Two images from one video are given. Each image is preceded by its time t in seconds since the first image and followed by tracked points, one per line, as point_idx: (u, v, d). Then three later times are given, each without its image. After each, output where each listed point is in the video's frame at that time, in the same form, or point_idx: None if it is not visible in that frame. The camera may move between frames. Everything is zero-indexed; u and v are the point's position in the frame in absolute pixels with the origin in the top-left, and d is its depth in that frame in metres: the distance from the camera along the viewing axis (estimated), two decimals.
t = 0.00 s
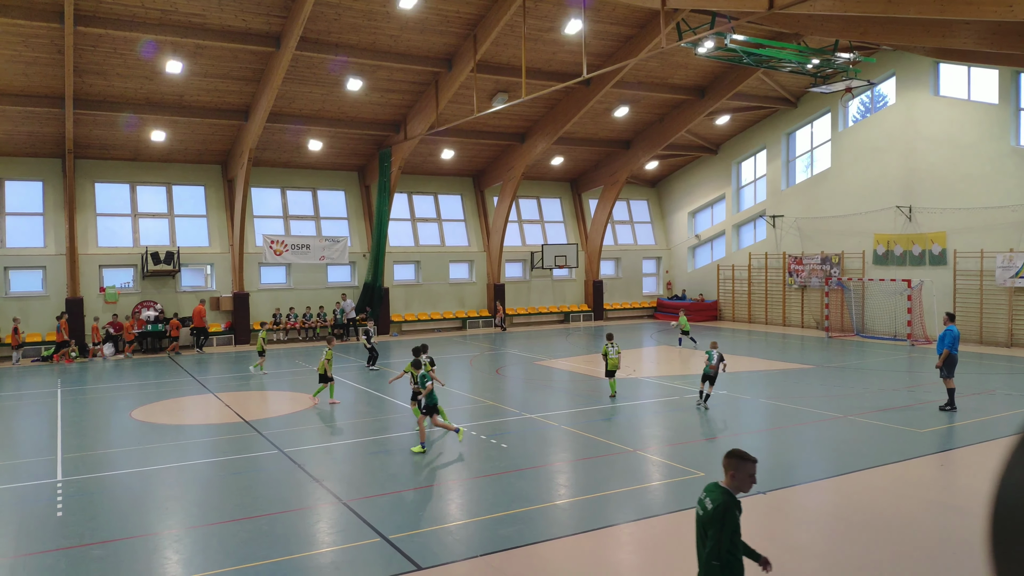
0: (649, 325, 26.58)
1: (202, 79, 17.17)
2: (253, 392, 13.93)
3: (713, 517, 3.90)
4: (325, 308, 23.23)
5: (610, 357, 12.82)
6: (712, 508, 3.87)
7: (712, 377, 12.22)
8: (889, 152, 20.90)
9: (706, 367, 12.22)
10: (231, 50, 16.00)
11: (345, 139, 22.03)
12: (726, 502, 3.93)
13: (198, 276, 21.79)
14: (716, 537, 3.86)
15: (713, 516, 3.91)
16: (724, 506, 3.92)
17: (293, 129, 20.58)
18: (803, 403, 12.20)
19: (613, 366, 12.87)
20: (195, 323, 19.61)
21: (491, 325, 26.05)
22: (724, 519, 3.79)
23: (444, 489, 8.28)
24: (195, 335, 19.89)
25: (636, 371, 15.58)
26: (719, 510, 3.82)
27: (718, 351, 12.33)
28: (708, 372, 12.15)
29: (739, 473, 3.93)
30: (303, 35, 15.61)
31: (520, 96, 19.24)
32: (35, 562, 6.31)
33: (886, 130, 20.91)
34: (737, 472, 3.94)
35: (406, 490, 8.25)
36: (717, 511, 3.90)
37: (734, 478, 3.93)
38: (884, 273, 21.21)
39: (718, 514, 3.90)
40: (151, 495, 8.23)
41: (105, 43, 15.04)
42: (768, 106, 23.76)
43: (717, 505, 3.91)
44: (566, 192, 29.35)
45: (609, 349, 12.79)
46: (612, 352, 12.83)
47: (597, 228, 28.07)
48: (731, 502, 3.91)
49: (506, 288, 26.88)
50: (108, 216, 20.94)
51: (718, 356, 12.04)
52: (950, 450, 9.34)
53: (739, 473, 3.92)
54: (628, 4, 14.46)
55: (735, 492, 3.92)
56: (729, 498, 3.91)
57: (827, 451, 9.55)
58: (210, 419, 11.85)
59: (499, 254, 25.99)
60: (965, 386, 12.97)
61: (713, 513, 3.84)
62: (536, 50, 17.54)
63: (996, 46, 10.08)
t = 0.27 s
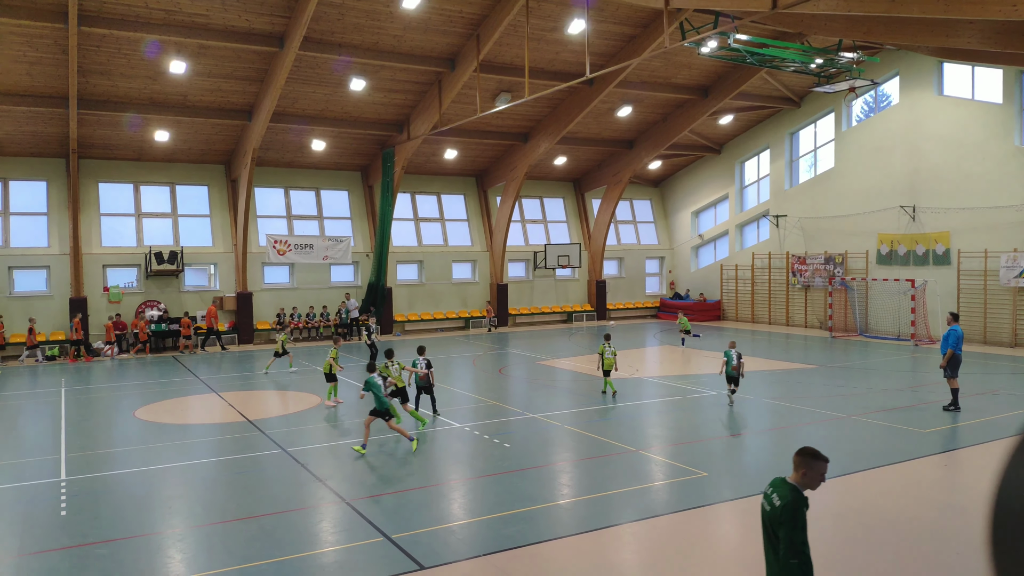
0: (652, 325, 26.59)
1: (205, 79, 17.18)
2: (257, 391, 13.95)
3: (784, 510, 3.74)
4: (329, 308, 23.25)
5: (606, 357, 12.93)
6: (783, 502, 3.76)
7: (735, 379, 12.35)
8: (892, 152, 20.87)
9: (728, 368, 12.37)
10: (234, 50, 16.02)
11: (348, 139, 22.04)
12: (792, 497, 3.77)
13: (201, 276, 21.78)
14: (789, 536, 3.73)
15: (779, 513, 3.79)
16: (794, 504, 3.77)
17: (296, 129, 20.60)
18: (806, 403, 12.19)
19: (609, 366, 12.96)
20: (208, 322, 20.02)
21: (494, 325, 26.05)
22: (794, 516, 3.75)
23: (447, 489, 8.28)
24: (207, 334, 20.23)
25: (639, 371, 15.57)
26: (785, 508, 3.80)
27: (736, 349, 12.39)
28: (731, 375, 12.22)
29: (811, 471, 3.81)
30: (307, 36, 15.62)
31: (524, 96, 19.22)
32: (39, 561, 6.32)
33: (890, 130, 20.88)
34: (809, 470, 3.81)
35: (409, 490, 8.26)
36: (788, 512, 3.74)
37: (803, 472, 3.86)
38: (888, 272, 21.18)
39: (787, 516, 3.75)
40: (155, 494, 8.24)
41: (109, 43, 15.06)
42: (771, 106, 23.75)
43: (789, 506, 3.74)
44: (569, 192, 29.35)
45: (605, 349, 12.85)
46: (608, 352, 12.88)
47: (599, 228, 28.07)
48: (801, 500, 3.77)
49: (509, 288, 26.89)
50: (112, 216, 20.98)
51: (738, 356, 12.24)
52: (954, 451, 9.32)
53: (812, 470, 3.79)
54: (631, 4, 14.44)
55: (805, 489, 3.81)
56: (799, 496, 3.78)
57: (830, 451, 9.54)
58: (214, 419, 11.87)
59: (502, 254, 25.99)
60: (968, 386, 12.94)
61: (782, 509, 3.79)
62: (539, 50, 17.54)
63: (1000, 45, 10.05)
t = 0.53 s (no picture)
0: (655, 326, 26.58)
1: (209, 79, 17.22)
2: (260, 392, 13.96)
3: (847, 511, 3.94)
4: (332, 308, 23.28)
5: (604, 353, 13.26)
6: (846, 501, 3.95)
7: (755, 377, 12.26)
8: (895, 153, 20.85)
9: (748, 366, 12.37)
10: (238, 51, 16.04)
11: (351, 139, 22.06)
12: (845, 486, 4.05)
13: (205, 276, 21.82)
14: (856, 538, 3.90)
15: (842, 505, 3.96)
16: (849, 489, 3.98)
17: (299, 130, 20.62)
18: (810, 404, 12.18)
19: (606, 363, 13.25)
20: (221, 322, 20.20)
21: (497, 326, 26.06)
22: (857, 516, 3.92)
23: (450, 489, 8.30)
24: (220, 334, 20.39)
25: (642, 371, 15.56)
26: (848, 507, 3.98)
27: (757, 349, 12.31)
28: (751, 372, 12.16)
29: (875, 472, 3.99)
30: (310, 37, 15.64)
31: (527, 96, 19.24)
32: (43, 560, 6.34)
33: (893, 130, 20.86)
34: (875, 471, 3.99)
35: (412, 490, 8.27)
36: (853, 499, 3.90)
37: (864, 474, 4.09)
38: (891, 273, 21.15)
39: (856, 503, 3.88)
40: (158, 495, 8.25)
41: (113, 44, 15.10)
42: (775, 106, 23.73)
43: (849, 493, 3.93)
44: (572, 192, 29.35)
45: (603, 345, 13.18)
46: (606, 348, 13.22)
47: (602, 228, 28.07)
48: (867, 497, 3.96)
49: (511, 288, 26.90)
50: (116, 216, 21.02)
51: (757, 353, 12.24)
52: (958, 452, 9.30)
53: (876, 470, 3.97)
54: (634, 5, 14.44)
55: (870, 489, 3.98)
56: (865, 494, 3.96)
57: (834, 452, 9.53)
58: (218, 419, 11.89)
59: (505, 254, 26.00)
60: (971, 387, 12.92)
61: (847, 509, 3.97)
62: (543, 50, 17.55)
63: (1005, 45, 10.01)
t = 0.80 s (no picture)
0: (658, 325, 26.56)
1: (212, 80, 17.24)
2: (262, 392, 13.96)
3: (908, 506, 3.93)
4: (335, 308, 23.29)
5: (601, 353, 13.35)
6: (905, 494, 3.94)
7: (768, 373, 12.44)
8: (898, 152, 20.81)
9: (761, 364, 12.56)
10: (241, 51, 16.05)
11: (354, 139, 22.07)
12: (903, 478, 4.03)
13: (207, 277, 21.74)
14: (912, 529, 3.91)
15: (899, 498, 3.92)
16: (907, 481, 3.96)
17: (302, 130, 20.63)
18: (813, 404, 12.16)
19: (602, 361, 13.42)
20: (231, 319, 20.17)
21: (499, 326, 26.06)
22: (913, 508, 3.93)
23: (453, 489, 8.30)
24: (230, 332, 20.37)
25: (645, 372, 15.55)
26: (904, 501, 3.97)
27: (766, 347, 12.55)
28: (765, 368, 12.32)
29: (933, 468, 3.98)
30: (313, 36, 15.66)
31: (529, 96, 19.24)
32: (46, 560, 6.35)
33: (896, 130, 20.83)
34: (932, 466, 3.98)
35: (414, 490, 8.27)
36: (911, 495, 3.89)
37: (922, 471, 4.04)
38: (894, 273, 21.12)
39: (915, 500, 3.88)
40: (162, 494, 8.27)
41: (116, 44, 15.12)
42: (777, 106, 23.70)
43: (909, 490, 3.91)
44: (575, 192, 29.33)
45: (600, 344, 13.25)
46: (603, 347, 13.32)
47: (605, 228, 28.05)
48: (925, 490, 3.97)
49: (514, 288, 26.90)
50: (119, 216, 21.06)
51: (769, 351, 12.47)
52: (962, 452, 9.28)
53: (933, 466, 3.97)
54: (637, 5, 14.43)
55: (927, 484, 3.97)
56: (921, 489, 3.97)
57: (837, 452, 9.51)
58: (221, 419, 11.90)
59: (507, 254, 26.00)
60: (975, 388, 12.89)
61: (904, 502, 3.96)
62: (545, 50, 17.54)
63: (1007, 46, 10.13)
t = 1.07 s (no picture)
0: (660, 326, 26.54)
1: (214, 80, 17.25)
2: (265, 392, 13.98)
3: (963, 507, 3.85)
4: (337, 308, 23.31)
5: (597, 350, 13.47)
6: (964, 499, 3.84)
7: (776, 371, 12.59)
8: (901, 152, 20.79)
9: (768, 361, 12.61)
10: (243, 51, 16.06)
11: (356, 140, 22.08)
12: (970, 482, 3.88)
13: (210, 276, 21.90)
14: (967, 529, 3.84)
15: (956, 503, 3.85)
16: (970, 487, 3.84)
17: (304, 130, 20.64)
18: (815, 404, 12.15)
19: (597, 360, 13.60)
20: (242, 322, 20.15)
21: (501, 326, 26.07)
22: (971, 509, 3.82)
23: (455, 489, 8.31)
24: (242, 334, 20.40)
25: (647, 372, 15.55)
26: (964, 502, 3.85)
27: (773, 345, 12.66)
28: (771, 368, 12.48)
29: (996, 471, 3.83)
30: (315, 37, 15.67)
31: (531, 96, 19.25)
32: (49, 560, 6.36)
33: (898, 130, 20.81)
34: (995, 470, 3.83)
35: (416, 490, 8.28)
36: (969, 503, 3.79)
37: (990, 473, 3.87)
38: (897, 273, 21.10)
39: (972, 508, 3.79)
40: (164, 494, 8.28)
41: (119, 44, 15.13)
42: (780, 106, 23.68)
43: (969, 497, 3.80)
44: (577, 192, 29.33)
45: (597, 342, 13.38)
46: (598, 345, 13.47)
47: (607, 228, 28.06)
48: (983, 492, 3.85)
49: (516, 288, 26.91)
50: (122, 216, 21.08)
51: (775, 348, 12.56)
52: (964, 452, 9.28)
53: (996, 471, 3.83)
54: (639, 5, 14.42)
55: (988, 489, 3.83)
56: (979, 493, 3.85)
57: (839, 453, 9.51)
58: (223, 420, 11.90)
59: (509, 254, 26.01)
60: (977, 388, 12.88)
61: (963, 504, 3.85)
62: (547, 51, 17.55)
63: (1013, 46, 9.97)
